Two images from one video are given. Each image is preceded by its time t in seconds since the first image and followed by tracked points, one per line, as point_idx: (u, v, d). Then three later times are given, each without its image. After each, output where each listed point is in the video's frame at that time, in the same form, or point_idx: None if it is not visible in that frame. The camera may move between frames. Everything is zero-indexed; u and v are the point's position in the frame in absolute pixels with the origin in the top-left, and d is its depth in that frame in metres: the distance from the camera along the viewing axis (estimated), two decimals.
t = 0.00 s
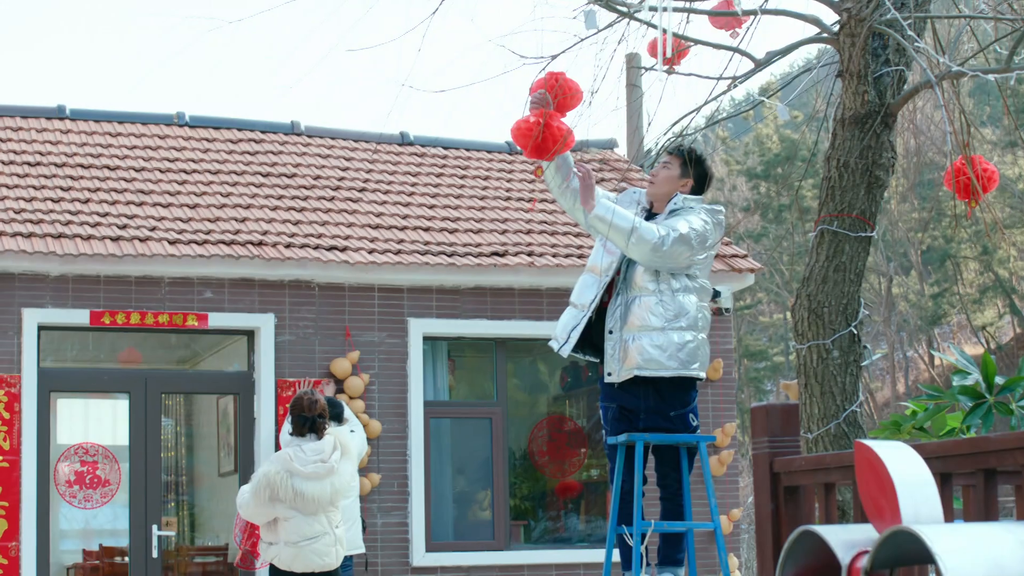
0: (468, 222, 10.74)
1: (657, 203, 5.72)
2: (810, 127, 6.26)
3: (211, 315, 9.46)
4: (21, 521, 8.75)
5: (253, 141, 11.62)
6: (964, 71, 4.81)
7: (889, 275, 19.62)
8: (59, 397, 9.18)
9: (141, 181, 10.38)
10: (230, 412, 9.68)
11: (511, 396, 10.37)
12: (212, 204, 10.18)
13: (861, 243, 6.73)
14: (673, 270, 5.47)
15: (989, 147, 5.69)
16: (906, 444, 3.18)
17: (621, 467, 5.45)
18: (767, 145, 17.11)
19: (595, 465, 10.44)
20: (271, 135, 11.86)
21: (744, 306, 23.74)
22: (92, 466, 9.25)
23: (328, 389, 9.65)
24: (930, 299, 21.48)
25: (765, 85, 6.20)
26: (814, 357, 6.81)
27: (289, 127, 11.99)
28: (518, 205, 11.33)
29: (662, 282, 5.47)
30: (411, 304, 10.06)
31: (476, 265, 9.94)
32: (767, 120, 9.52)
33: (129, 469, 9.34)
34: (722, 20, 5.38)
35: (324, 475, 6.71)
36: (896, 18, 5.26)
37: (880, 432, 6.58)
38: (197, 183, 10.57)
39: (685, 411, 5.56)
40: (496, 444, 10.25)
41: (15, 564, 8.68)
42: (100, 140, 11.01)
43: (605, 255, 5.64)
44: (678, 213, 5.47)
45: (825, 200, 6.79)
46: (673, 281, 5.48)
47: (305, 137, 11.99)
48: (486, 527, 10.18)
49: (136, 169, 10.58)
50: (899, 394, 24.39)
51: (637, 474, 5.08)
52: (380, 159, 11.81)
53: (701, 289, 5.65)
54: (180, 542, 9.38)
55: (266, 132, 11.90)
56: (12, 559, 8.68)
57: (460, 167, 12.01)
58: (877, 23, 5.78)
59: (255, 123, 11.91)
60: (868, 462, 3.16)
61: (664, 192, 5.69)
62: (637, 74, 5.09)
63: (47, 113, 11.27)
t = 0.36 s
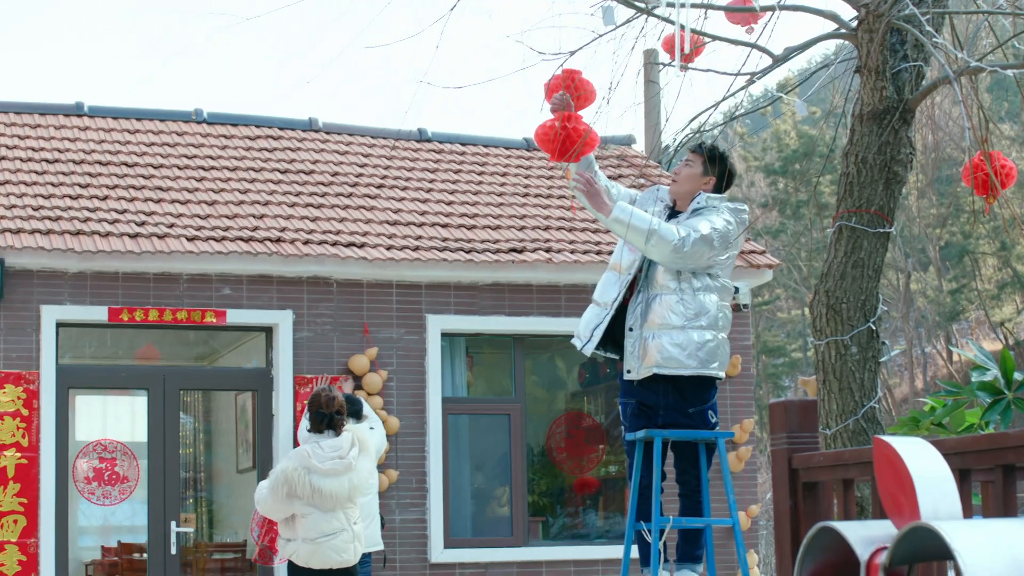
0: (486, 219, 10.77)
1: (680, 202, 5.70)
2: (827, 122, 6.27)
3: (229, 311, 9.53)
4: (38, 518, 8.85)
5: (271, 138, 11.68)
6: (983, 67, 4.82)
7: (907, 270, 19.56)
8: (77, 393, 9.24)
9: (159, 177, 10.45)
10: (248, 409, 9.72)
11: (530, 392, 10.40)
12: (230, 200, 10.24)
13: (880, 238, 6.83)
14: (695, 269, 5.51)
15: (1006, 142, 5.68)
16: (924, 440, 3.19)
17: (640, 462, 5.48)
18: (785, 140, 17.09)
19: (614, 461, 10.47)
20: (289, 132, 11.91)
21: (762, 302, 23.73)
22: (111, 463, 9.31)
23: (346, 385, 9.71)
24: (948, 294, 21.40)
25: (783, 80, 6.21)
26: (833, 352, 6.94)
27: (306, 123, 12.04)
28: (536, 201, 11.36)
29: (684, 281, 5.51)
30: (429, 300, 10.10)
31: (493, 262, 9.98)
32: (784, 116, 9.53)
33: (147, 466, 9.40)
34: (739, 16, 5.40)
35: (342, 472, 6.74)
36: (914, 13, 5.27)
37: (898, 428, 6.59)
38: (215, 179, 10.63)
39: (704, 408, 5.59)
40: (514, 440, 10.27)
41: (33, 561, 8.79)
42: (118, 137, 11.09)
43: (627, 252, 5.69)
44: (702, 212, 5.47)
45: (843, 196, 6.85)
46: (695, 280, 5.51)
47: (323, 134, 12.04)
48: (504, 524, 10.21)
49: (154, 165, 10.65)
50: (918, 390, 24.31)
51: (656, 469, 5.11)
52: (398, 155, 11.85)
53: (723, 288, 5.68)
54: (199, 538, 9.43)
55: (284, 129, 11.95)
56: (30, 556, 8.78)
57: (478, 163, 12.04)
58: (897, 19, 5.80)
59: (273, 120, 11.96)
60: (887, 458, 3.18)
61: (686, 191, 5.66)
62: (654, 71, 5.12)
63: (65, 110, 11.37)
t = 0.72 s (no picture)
0: (506, 216, 10.80)
1: (700, 199, 5.80)
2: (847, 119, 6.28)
3: (249, 309, 9.59)
4: (59, 516, 8.93)
5: (291, 136, 11.74)
6: (1002, 64, 4.82)
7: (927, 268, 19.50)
8: (97, 391, 9.32)
9: (179, 175, 10.51)
10: (268, 406, 9.78)
11: (549, 390, 10.42)
12: (250, 198, 10.30)
13: (899, 235, 6.90)
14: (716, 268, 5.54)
15: None
16: (945, 438, 3.21)
17: (660, 461, 5.51)
18: (805, 137, 17.07)
19: (633, 459, 10.49)
20: (309, 129, 11.97)
21: (782, 299, 23.72)
22: (131, 460, 9.38)
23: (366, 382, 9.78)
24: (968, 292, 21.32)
25: (803, 77, 6.26)
26: (853, 350, 7.00)
27: (326, 121, 12.10)
28: (556, 198, 11.38)
29: (705, 280, 5.54)
30: (449, 298, 10.13)
31: (513, 259, 10.02)
32: (805, 114, 9.53)
33: (168, 463, 9.47)
34: (758, 13, 5.42)
35: (358, 469, 6.78)
36: (934, 10, 5.28)
37: (918, 425, 6.58)
38: (234, 177, 10.69)
39: (724, 405, 5.61)
40: (534, 438, 10.29)
41: (53, 559, 8.87)
42: (138, 135, 11.16)
43: (648, 250, 5.73)
44: (722, 211, 5.50)
45: (863, 193, 6.94)
46: (715, 279, 5.55)
47: (343, 132, 12.09)
48: (524, 521, 10.24)
49: (173, 163, 10.72)
50: (938, 388, 24.21)
51: (676, 467, 5.13)
52: (417, 153, 11.89)
53: (745, 286, 5.70)
54: (219, 536, 9.51)
55: (303, 126, 12.01)
56: (51, 554, 8.86)
57: (498, 161, 12.07)
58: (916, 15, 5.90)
59: (292, 118, 12.02)
60: (907, 455, 3.19)
61: (705, 189, 5.77)
62: (673, 68, 5.13)
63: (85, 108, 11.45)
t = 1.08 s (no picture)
0: (527, 215, 10.83)
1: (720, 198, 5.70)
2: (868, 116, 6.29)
3: (270, 308, 9.65)
4: (80, 514, 8.99)
5: (311, 134, 11.81)
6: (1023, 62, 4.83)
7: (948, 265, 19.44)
8: (118, 390, 9.41)
9: (200, 174, 10.59)
10: (289, 405, 9.85)
11: (570, 388, 10.44)
12: (271, 197, 10.37)
13: (920, 233, 6.90)
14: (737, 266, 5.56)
15: None
16: (967, 436, 3.22)
17: (681, 459, 5.53)
18: (825, 135, 17.04)
19: (654, 457, 10.50)
20: (330, 128, 12.03)
21: (803, 297, 23.71)
22: (152, 459, 9.45)
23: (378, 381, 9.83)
24: (990, 289, 21.23)
25: (823, 75, 6.29)
26: (874, 347, 7.00)
27: (347, 119, 12.17)
28: (576, 197, 11.41)
29: (726, 278, 5.56)
30: (469, 296, 10.17)
31: (534, 257, 10.06)
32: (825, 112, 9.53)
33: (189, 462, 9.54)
34: (779, 10, 5.44)
35: (357, 463, 6.89)
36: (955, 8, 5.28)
37: (940, 424, 6.56)
38: (255, 176, 10.76)
39: (745, 403, 5.63)
40: (554, 435, 10.33)
41: (75, 557, 8.95)
42: (158, 134, 11.24)
43: (670, 250, 5.75)
44: (742, 209, 5.51)
45: (884, 191, 6.95)
46: (736, 277, 5.57)
47: (363, 130, 12.15)
48: (545, 520, 10.27)
49: (194, 162, 10.79)
50: (960, 386, 24.11)
51: (697, 465, 5.15)
52: (438, 152, 11.93)
53: (766, 284, 5.72)
54: (240, 535, 9.56)
55: (324, 125, 12.07)
56: (73, 552, 8.93)
57: (519, 159, 12.10)
58: (936, 13, 5.97)
59: (313, 116, 12.08)
60: (928, 453, 3.21)
61: (726, 188, 5.69)
62: (694, 66, 5.16)
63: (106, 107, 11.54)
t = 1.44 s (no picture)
0: (545, 211, 10.85)
1: (742, 198, 5.82)
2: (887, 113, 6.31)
3: (289, 305, 9.70)
4: (100, 511, 9.09)
5: (330, 131, 11.87)
6: None
7: (967, 262, 19.37)
8: (138, 387, 9.48)
9: (219, 172, 10.66)
10: (308, 402, 9.91)
11: (589, 385, 10.47)
12: (290, 194, 10.44)
13: (940, 230, 6.90)
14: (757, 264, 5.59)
15: None
16: (987, 432, 3.24)
17: (700, 456, 5.56)
18: (843, 132, 17.00)
19: (673, 454, 10.52)
20: (348, 125, 12.08)
21: (822, 294, 23.71)
22: (171, 456, 9.53)
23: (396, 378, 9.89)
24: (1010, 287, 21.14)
25: (842, 71, 6.31)
26: (894, 344, 7.01)
27: (365, 116, 12.22)
28: (595, 193, 11.43)
29: (746, 276, 5.59)
30: (488, 293, 10.21)
31: (553, 254, 10.08)
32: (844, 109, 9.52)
33: (208, 460, 9.60)
34: (799, 7, 5.45)
35: (351, 462, 7.04)
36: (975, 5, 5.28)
37: (959, 421, 6.56)
38: (274, 173, 10.82)
39: (764, 400, 5.66)
40: (574, 432, 10.36)
41: (94, 554, 9.03)
42: (177, 131, 11.31)
43: (692, 250, 5.79)
44: (762, 206, 5.53)
45: (904, 188, 6.97)
46: (756, 275, 5.60)
47: (382, 127, 12.20)
48: (564, 516, 10.31)
49: (213, 159, 10.86)
50: (979, 383, 24.03)
51: (716, 461, 5.17)
52: (456, 149, 11.97)
53: (787, 283, 5.74)
54: (259, 532, 9.64)
55: (343, 122, 12.13)
56: (92, 549, 9.03)
57: (537, 156, 12.12)
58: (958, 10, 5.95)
59: (331, 114, 12.14)
60: (948, 449, 3.23)
61: (746, 187, 5.79)
62: (712, 63, 5.18)
63: (125, 105, 11.60)
